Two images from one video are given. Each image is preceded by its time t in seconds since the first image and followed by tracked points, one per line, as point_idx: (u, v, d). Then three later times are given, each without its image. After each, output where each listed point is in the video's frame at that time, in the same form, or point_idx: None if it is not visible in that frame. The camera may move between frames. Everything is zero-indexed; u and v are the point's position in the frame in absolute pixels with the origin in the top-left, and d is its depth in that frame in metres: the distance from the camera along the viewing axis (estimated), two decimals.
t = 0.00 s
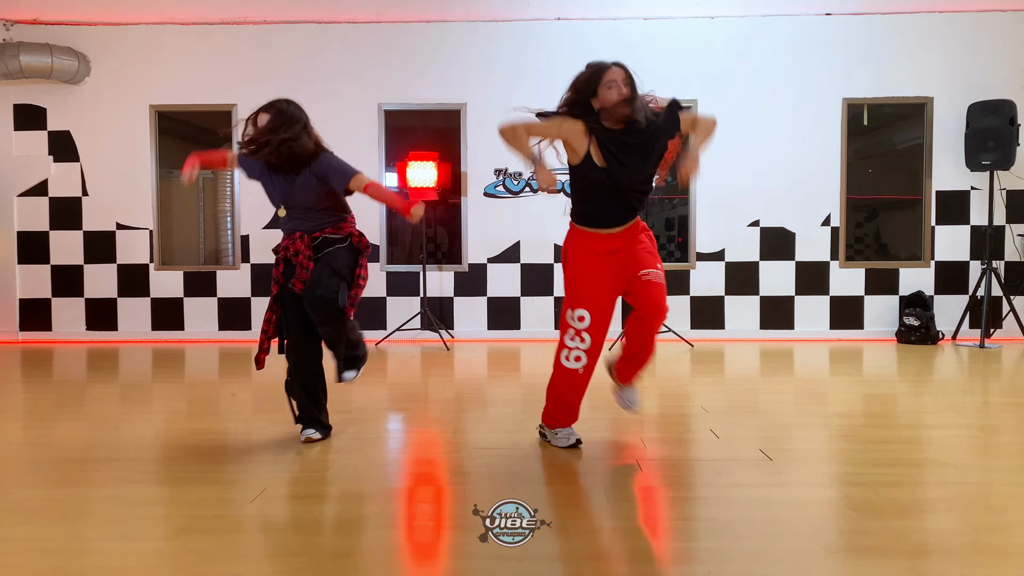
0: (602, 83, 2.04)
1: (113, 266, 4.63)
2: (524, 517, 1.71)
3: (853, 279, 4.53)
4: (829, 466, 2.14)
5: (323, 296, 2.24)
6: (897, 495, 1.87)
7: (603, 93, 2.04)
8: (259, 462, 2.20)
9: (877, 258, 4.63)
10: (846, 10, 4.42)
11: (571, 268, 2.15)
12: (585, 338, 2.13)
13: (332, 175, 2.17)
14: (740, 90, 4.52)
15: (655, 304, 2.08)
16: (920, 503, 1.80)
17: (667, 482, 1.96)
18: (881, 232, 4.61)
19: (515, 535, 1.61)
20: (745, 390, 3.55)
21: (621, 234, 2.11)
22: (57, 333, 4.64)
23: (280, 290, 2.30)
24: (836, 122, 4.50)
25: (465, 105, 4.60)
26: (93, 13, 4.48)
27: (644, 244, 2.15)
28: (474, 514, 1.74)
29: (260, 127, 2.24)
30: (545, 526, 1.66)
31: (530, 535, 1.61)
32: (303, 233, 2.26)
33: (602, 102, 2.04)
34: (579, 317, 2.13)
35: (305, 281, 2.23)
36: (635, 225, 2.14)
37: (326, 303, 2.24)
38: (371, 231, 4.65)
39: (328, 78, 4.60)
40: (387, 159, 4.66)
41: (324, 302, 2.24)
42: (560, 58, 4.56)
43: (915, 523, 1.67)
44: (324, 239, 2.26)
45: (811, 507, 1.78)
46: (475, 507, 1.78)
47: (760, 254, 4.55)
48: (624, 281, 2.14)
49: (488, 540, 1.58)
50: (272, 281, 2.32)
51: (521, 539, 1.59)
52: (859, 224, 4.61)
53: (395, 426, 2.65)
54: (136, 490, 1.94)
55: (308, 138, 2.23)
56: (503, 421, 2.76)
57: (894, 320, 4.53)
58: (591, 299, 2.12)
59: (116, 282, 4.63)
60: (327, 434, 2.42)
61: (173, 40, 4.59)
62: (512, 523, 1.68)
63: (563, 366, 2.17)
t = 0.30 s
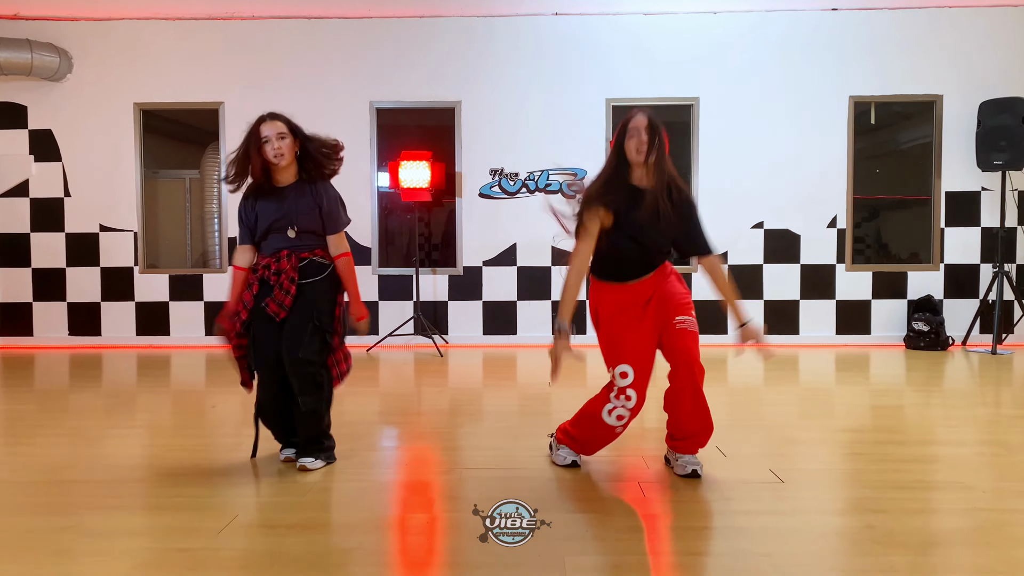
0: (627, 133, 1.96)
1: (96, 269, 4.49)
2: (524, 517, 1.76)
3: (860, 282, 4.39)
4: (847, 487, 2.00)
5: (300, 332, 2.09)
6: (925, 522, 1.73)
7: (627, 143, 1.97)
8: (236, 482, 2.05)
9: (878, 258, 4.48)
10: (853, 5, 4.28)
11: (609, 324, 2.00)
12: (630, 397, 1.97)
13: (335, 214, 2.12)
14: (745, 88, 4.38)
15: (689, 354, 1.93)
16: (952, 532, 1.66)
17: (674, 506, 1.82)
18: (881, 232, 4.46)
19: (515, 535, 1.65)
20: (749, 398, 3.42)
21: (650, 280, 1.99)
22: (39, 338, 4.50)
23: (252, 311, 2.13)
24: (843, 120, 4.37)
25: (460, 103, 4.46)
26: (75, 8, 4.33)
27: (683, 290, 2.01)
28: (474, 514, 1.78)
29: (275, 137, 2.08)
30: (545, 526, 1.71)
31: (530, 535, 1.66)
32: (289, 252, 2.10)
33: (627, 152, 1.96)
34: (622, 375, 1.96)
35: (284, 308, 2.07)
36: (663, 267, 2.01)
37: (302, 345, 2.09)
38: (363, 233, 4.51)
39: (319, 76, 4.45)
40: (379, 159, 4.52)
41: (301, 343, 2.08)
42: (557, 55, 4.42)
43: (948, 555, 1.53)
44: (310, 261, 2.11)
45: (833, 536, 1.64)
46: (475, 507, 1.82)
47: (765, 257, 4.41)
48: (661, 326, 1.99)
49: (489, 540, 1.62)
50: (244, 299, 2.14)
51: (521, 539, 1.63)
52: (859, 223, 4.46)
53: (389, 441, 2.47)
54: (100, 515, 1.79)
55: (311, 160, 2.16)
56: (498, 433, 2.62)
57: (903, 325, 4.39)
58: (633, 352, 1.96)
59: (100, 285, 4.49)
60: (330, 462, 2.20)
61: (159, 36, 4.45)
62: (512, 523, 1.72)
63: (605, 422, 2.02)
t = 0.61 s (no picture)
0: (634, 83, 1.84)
1: (83, 271, 4.37)
2: (524, 517, 1.77)
3: (867, 284, 4.28)
4: (864, 506, 1.87)
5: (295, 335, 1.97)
6: (953, 545, 1.60)
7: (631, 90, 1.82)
8: (216, 500, 1.93)
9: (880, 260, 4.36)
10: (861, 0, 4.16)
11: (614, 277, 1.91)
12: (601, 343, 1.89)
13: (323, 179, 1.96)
14: (748, 85, 4.27)
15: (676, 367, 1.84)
16: (987, 557, 1.53)
17: (683, 527, 1.69)
18: (882, 233, 4.34)
19: (515, 535, 1.66)
20: (755, 405, 3.31)
21: (670, 246, 1.85)
22: (23, 342, 4.37)
23: (240, 304, 1.95)
24: (850, 118, 4.25)
25: (457, 101, 4.34)
26: (61, 3, 4.21)
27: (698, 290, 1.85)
28: (474, 514, 1.79)
29: (258, 112, 1.93)
30: (545, 526, 1.72)
31: (530, 535, 1.67)
32: (273, 241, 1.96)
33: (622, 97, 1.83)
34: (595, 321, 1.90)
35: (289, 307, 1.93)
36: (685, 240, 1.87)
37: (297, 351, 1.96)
38: (357, 234, 4.39)
39: (312, 73, 4.34)
40: (373, 158, 4.40)
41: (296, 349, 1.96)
42: (555, 51, 4.30)
43: None
44: (297, 250, 1.99)
45: (856, 562, 1.51)
46: (475, 507, 1.83)
47: (769, 259, 4.30)
48: (662, 306, 1.85)
49: (489, 540, 1.63)
50: (226, 288, 1.98)
51: (521, 539, 1.64)
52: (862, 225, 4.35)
53: (384, 454, 2.34)
54: (68, 536, 1.67)
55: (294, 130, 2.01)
56: (495, 443, 2.50)
57: (911, 329, 4.28)
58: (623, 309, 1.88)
59: (86, 287, 4.37)
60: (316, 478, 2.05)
61: (147, 32, 4.33)
62: (512, 523, 1.73)
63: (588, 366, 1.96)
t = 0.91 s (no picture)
0: (619, 104, 1.73)
1: (74, 274, 4.29)
2: (524, 517, 1.80)
3: (872, 289, 4.20)
4: (879, 523, 1.79)
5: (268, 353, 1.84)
6: (975, 566, 1.52)
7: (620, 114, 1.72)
8: (204, 516, 1.85)
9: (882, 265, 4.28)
10: None
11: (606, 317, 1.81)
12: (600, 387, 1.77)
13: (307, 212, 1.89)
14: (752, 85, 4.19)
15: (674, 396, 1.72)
16: None
17: (691, 546, 1.62)
18: (882, 235, 4.28)
19: (515, 535, 1.69)
20: (759, 412, 3.24)
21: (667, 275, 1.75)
22: (13, 347, 4.29)
23: (220, 331, 1.90)
24: (855, 119, 4.18)
25: (455, 101, 4.27)
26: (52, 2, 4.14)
27: (691, 320, 1.75)
28: (474, 514, 1.82)
29: (244, 148, 1.89)
30: (545, 526, 1.75)
31: (530, 535, 1.69)
32: (251, 263, 1.88)
33: (606, 121, 1.73)
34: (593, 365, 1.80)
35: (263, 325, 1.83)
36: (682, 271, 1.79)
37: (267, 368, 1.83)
38: (353, 237, 4.32)
39: (307, 73, 4.26)
40: (370, 160, 4.32)
41: (268, 367, 1.83)
42: (555, 51, 4.23)
43: None
44: (276, 273, 1.90)
45: None
46: (475, 507, 1.87)
47: (773, 263, 4.23)
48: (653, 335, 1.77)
49: (489, 540, 1.66)
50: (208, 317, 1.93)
51: (521, 539, 1.67)
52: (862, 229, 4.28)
53: (382, 466, 2.25)
54: (46, 557, 1.59)
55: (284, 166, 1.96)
56: (494, 454, 2.43)
57: (917, 334, 4.21)
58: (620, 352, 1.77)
59: (77, 292, 4.29)
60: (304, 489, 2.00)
61: (139, 32, 4.26)
62: (512, 523, 1.76)
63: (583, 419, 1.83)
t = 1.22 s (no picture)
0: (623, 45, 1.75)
1: (74, 277, 4.29)
2: (524, 517, 1.81)
3: (871, 292, 4.21)
4: (881, 524, 1.79)
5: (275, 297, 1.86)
6: (978, 566, 1.53)
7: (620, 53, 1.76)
8: (205, 517, 1.85)
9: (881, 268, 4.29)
10: (865, 3, 4.11)
11: (592, 275, 1.80)
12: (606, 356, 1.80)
13: (316, 188, 1.96)
14: (751, 89, 4.20)
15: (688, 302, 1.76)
16: None
17: (691, 547, 1.62)
18: (881, 239, 4.29)
19: (515, 535, 1.70)
20: (760, 415, 3.24)
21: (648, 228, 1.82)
22: (13, 350, 4.29)
23: (227, 311, 1.97)
24: (854, 123, 4.19)
25: (455, 105, 4.28)
26: (52, 5, 4.15)
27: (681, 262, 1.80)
28: (474, 514, 1.83)
29: (245, 111, 1.92)
30: (544, 526, 1.75)
31: (529, 535, 1.70)
32: (255, 243, 1.96)
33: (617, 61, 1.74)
34: (600, 334, 1.79)
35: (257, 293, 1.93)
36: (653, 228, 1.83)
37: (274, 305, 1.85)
38: (353, 240, 4.32)
39: (307, 77, 4.27)
40: (369, 163, 4.33)
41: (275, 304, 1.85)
42: (555, 54, 4.24)
43: None
44: (278, 251, 1.98)
45: None
46: (475, 508, 1.88)
47: (772, 266, 4.23)
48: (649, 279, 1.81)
49: (489, 540, 1.67)
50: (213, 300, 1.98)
51: (521, 539, 1.68)
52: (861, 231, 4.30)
53: (381, 469, 2.24)
54: (46, 559, 1.59)
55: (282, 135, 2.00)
56: (494, 455, 2.43)
57: (916, 336, 4.21)
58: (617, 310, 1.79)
59: (77, 295, 4.29)
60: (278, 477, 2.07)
61: (140, 35, 4.27)
62: (512, 523, 1.77)
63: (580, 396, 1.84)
